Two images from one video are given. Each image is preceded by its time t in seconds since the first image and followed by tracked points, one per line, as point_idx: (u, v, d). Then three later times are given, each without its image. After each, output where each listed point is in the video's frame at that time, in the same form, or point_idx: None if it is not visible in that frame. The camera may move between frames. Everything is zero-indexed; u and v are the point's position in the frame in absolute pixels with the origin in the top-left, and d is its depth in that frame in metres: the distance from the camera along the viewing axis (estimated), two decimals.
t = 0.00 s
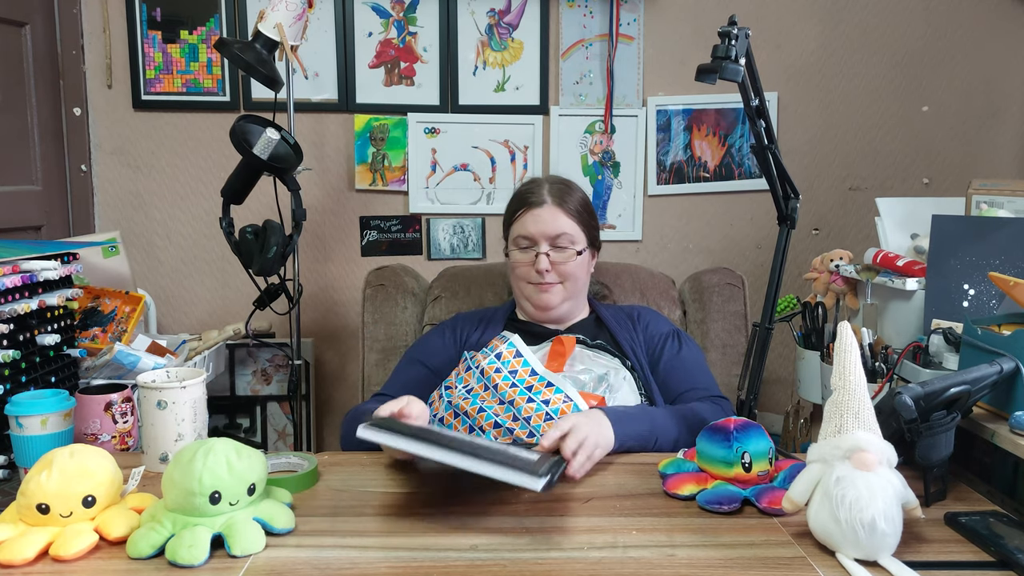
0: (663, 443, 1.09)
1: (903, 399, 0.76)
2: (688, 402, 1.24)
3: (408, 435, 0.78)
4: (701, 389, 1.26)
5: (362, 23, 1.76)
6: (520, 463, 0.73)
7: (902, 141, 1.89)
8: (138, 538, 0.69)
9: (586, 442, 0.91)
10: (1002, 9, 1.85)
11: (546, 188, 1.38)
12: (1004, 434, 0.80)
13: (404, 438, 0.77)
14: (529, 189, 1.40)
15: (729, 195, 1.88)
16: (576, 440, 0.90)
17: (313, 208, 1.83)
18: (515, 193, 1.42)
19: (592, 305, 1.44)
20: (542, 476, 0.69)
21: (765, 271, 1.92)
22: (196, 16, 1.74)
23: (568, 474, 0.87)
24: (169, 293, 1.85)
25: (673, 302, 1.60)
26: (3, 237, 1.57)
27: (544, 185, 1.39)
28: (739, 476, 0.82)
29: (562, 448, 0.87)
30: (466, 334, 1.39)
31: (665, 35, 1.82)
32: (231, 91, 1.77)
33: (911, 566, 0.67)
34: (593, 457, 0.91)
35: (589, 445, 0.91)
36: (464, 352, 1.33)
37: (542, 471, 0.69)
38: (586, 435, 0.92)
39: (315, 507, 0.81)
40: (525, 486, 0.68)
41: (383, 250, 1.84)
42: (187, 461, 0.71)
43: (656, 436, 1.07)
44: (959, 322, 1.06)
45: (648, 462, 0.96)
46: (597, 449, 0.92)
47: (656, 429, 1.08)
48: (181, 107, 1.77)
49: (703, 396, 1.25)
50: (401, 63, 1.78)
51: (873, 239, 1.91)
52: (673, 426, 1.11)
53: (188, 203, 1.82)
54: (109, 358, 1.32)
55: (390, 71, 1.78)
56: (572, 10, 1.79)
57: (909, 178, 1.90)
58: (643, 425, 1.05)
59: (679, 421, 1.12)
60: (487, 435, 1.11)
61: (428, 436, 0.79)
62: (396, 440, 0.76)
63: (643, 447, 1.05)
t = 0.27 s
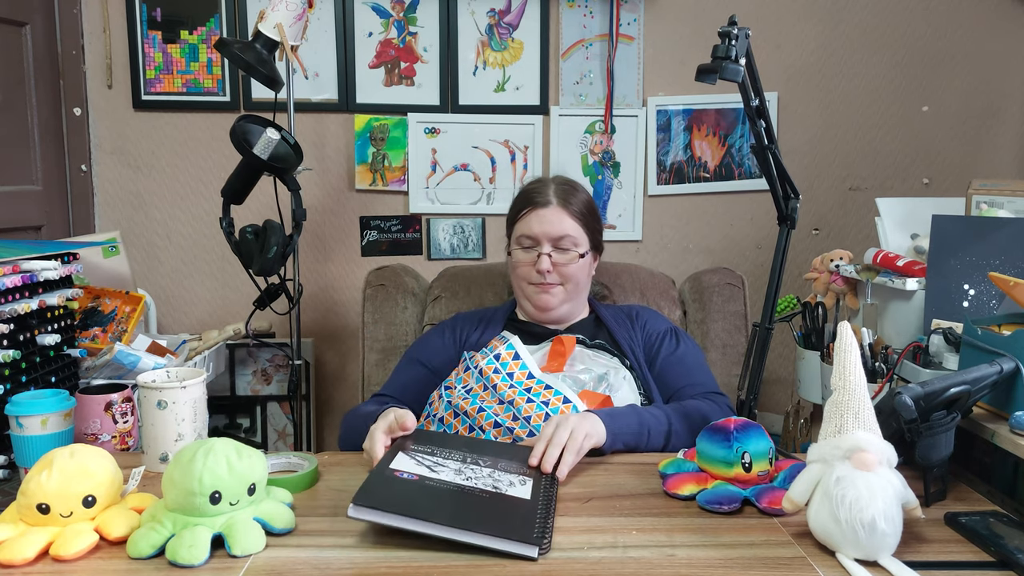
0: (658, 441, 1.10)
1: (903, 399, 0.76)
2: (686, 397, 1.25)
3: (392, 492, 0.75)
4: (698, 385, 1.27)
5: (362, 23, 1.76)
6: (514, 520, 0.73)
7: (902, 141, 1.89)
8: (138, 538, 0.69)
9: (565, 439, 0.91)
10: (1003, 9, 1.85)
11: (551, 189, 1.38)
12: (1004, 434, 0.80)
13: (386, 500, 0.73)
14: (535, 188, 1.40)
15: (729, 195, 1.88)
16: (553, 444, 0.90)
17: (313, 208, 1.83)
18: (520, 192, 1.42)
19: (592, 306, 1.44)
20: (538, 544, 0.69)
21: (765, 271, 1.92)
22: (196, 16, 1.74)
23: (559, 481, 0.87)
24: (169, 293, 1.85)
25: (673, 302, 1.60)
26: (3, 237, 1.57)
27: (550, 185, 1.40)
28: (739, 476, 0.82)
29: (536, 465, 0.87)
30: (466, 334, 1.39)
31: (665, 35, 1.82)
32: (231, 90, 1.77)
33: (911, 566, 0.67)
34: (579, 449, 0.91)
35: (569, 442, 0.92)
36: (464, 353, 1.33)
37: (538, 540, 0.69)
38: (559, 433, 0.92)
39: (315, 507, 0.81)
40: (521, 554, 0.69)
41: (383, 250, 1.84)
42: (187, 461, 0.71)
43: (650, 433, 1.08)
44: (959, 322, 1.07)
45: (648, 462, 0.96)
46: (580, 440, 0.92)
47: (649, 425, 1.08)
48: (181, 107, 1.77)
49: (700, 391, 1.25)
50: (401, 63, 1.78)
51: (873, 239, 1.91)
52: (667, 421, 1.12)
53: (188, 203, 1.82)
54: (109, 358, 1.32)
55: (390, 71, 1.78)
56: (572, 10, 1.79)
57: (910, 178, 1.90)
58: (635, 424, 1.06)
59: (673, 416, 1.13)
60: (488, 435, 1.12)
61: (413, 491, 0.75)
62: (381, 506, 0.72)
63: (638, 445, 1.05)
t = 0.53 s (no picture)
0: (655, 440, 1.10)
1: (903, 399, 0.76)
2: (685, 397, 1.25)
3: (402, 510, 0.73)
4: (696, 384, 1.27)
5: (362, 23, 1.76)
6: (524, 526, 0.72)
7: (902, 141, 1.89)
8: (138, 538, 0.69)
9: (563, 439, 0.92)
10: (1003, 9, 1.85)
11: (554, 189, 1.38)
12: (1004, 434, 0.80)
13: (395, 519, 0.71)
14: (538, 188, 1.40)
15: (729, 195, 1.88)
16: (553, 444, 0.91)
17: (313, 208, 1.83)
18: (523, 191, 1.42)
19: (593, 306, 1.44)
20: (553, 546, 0.69)
21: (765, 271, 1.92)
22: (196, 16, 1.74)
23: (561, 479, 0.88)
24: (169, 293, 1.85)
25: (673, 302, 1.60)
26: (3, 237, 1.57)
27: (553, 185, 1.40)
28: (739, 476, 0.82)
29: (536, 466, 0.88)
30: (466, 334, 1.39)
31: (665, 35, 1.82)
32: (231, 90, 1.77)
33: (911, 566, 0.67)
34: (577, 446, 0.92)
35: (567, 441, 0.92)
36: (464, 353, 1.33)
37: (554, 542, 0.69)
38: (557, 432, 0.92)
39: (315, 507, 0.81)
40: (536, 556, 0.68)
41: (383, 250, 1.84)
42: (187, 461, 0.71)
43: (648, 432, 1.08)
44: (959, 322, 1.07)
45: (648, 462, 0.96)
46: (578, 437, 0.93)
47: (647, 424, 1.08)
48: (181, 107, 1.77)
49: (698, 391, 1.25)
50: (401, 63, 1.78)
51: (873, 239, 1.91)
52: (664, 420, 1.12)
53: (188, 203, 1.82)
54: (109, 358, 1.32)
55: (390, 71, 1.78)
56: (572, 10, 1.79)
57: (910, 178, 1.90)
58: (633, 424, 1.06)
59: (670, 414, 1.13)
60: (488, 435, 1.12)
61: (423, 509, 0.74)
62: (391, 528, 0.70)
63: (636, 444, 1.06)
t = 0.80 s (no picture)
0: (653, 440, 1.09)
1: (903, 399, 0.76)
2: (684, 397, 1.25)
3: (410, 510, 0.73)
4: (695, 385, 1.27)
5: (362, 23, 1.76)
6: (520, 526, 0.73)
7: (902, 141, 1.89)
8: (138, 538, 0.69)
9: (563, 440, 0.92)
10: (1002, 9, 1.85)
11: (555, 189, 1.38)
12: (1004, 434, 0.80)
13: (399, 534, 0.71)
14: (538, 188, 1.40)
15: (729, 195, 1.88)
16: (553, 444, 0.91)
17: (313, 208, 1.83)
18: (522, 191, 1.42)
19: (593, 306, 1.44)
20: (552, 545, 0.69)
21: (765, 271, 1.92)
22: (196, 16, 1.74)
23: (557, 480, 0.88)
24: (169, 293, 1.85)
25: (673, 302, 1.60)
26: (3, 237, 1.57)
27: (553, 185, 1.40)
28: (739, 476, 0.82)
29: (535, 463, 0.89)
30: (466, 334, 1.39)
31: (665, 35, 1.82)
32: (231, 90, 1.77)
33: (911, 566, 0.67)
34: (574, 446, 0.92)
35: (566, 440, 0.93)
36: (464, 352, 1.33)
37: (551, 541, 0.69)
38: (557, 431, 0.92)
39: (315, 507, 0.81)
40: (534, 556, 0.68)
41: (383, 250, 1.84)
42: (187, 461, 0.71)
43: (646, 432, 1.08)
44: (959, 322, 1.07)
45: (648, 462, 0.96)
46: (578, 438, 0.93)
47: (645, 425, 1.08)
48: (181, 107, 1.77)
49: (697, 392, 1.25)
50: (401, 63, 1.78)
51: (873, 239, 1.91)
52: (662, 421, 1.12)
53: (188, 203, 1.82)
54: (109, 358, 1.32)
55: (390, 71, 1.78)
56: (572, 10, 1.79)
57: (910, 178, 1.90)
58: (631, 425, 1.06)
59: (668, 415, 1.13)
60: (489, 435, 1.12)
61: (433, 466, 0.74)
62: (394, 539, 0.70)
63: (633, 444, 1.06)
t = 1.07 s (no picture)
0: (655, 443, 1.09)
1: (903, 399, 0.76)
2: (684, 400, 1.25)
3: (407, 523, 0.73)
4: (695, 387, 1.26)
5: (362, 23, 1.76)
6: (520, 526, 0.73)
7: (902, 141, 1.89)
8: (138, 538, 0.69)
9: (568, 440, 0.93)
10: (1002, 9, 1.85)
11: (550, 188, 1.38)
12: (1004, 434, 0.80)
13: (400, 535, 0.71)
14: (534, 188, 1.40)
15: (729, 195, 1.88)
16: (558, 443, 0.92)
17: (313, 208, 1.83)
18: (519, 192, 1.42)
19: (593, 306, 1.44)
20: (551, 544, 0.69)
21: (765, 271, 1.92)
22: (196, 16, 1.74)
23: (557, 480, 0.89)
24: (169, 293, 1.85)
25: (673, 302, 1.60)
26: (3, 237, 1.57)
27: (548, 185, 1.39)
28: (739, 476, 0.82)
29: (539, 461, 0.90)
30: (468, 333, 1.39)
31: (665, 35, 1.82)
32: (231, 90, 1.77)
33: (911, 566, 0.67)
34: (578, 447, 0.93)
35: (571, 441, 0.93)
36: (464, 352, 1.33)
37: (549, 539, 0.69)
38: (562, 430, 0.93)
39: (315, 507, 0.81)
40: (534, 556, 0.68)
41: (383, 250, 1.84)
42: (187, 461, 0.71)
43: (650, 436, 1.07)
44: (959, 322, 1.07)
45: (648, 462, 0.96)
46: (583, 439, 0.93)
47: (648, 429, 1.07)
48: (181, 107, 1.77)
49: (697, 395, 1.25)
50: (401, 63, 1.78)
51: (873, 239, 1.91)
52: (665, 425, 1.11)
53: (188, 203, 1.82)
54: (109, 358, 1.32)
55: (390, 71, 1.78)
56: (572, 10, 1.79)
57: (910, 178, 1.90)
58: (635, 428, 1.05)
59: (671, 419, 1.13)
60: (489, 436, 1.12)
61: (451, 444, 0.73)
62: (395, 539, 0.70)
63: (637, 447, 1.05)
